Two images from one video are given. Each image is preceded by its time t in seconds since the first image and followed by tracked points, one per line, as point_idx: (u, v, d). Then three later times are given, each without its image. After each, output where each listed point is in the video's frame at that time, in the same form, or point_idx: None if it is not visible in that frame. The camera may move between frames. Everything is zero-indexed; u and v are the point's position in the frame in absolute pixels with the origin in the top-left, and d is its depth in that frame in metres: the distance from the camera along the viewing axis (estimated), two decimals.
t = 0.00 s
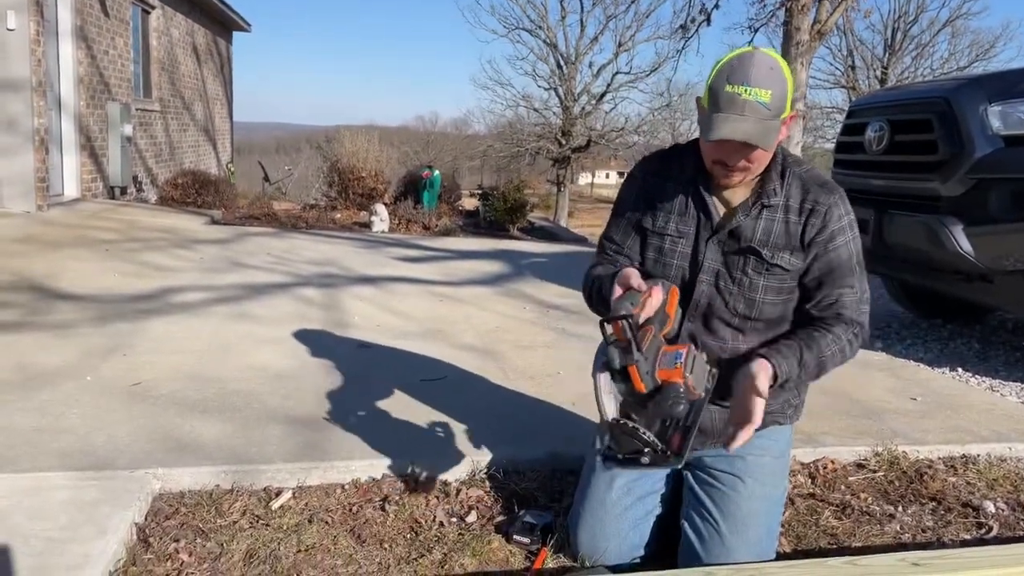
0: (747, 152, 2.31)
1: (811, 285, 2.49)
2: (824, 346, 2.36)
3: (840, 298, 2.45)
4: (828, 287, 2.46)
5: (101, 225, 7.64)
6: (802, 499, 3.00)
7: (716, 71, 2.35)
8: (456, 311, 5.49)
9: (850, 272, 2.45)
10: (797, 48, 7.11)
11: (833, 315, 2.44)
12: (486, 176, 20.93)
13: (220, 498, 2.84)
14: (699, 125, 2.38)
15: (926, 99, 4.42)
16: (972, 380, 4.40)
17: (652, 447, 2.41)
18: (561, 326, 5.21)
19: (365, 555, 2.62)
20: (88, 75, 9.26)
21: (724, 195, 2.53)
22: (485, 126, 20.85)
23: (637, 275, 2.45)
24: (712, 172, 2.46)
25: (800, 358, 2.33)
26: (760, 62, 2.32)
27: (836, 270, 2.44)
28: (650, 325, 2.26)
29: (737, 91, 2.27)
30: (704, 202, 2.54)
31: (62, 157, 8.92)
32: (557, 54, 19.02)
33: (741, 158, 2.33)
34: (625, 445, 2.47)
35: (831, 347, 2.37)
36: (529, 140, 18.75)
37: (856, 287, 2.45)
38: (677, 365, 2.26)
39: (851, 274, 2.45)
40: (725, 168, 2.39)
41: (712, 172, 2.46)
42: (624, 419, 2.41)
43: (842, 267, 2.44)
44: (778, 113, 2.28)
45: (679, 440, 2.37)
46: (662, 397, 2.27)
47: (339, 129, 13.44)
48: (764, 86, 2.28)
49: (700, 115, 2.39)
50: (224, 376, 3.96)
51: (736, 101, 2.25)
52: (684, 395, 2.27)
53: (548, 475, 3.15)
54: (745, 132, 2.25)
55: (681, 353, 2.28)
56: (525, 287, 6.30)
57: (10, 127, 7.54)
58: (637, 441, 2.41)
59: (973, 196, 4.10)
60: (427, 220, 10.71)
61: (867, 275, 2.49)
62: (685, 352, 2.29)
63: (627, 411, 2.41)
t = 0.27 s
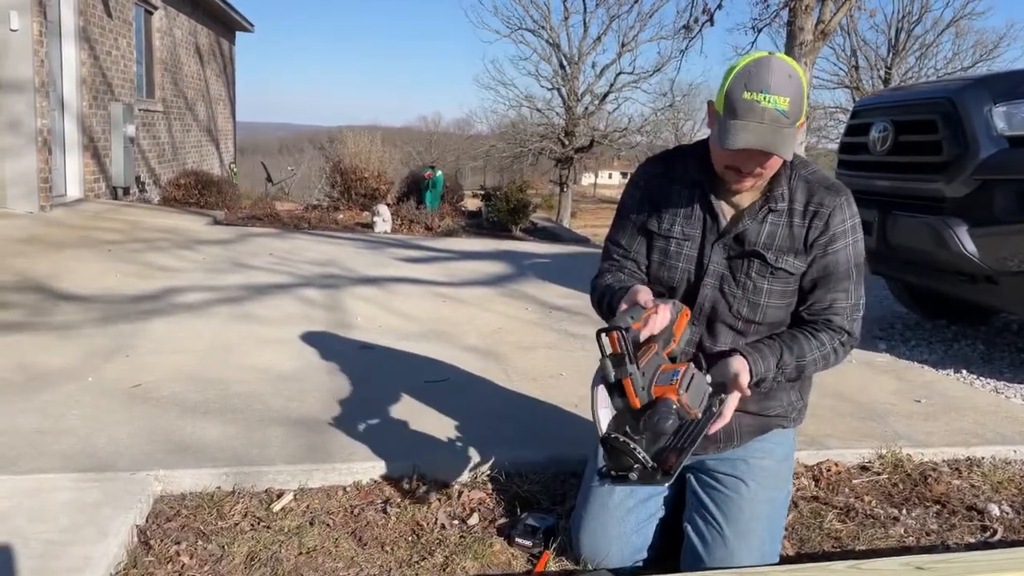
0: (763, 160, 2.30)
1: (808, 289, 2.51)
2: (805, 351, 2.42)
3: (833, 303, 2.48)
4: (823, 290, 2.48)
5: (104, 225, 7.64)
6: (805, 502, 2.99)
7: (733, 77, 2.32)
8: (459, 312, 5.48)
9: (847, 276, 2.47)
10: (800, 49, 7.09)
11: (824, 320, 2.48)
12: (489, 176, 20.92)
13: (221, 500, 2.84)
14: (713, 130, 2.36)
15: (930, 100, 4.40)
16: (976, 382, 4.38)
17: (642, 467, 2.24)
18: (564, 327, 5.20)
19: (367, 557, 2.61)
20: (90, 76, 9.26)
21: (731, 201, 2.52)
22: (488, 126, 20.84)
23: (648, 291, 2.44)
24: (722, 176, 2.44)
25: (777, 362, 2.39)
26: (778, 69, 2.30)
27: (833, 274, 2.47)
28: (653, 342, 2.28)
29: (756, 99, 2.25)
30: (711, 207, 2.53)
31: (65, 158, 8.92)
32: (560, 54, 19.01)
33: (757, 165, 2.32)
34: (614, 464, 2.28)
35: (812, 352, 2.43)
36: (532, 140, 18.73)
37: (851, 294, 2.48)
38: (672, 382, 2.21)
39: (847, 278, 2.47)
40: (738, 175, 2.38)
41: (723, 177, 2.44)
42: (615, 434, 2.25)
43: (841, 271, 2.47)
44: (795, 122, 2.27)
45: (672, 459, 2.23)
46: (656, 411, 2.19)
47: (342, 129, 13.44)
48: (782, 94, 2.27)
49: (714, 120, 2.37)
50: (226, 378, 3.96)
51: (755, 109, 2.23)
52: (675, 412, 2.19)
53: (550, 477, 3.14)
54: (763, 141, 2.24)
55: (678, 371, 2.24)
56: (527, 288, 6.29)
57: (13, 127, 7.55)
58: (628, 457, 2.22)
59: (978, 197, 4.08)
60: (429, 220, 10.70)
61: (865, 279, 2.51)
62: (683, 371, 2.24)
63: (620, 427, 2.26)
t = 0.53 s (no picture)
0: (773, 163, 2.30)
1: (810, 290, 2.50)
2: (801, 348, 2.42)
3: (832, 304, 2.47)
4: (821, 291, 2.48)
5: (108, 226, 7.66)
6: (809, 503, 2.98)
7: (743, 78, 2.32)
8: (461, 312, 5.48)
9: (847, 278, 2.47)
10: (803, 49, 7.09)
11: (822, 320, 2.47)
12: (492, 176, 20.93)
13: (224, 501, 2.84)
14: (723, 131, 2.35)
15: (933, 100, 4.39)
16: (980, 383, 4.37)
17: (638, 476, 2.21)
18: (566, 328, 5.20)
19: (369, 559, 2.61)
20: (94, 77, 9.28)
21: (736, 202, 2.53)
22: (490, 127, 20.84)
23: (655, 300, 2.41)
24: (730, 178, 2.44)
25: (771, 356, 2.39)
26: (789, 71, 2.30)
27: (832, 275, 2.46)
28: (656, 351, 2.29)
29: (767, 101, 2.25)
30: (716, 209, 2.53)
31: (69, 158, 8.94)
32: (563, 55, 19.02)
33: (765, 168, 2.32)
34: (613, 471, 2.26)
35: (808, 348, 2.42)
36: (534, 140, 18.73)
37: (853, 295, 2.48)
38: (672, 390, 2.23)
39: (847, 280, 2.47)
40: (747, 177, 2.38)
41: (730, 178, 2.44)
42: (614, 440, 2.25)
43: (844, 273, 2.46)
44: (805, 126, 2.27)
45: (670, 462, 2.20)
46: (654, 416, 2.19)
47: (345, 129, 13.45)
48: (793, 97, 2.28)
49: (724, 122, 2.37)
50: (229, 378, 3.96)
51: (767, 111, 2.23)
52: (674, 419, 2.19)
53: (552, 478, 3.14)
54: (773, 143, 2.24)
55: (679, 380, 2.26)
56: (530, 289, 6.29)
57: (17, 128, 7.56)
58: (625, 464, 2.20)
59: (982, 198, 4.07)
60: (432, 221, 10.70)
61: (865, 282, 2.50)
62: (684, 380, 2.26)
63: (618, 434, 2.26)
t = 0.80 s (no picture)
0: (774, 162, 2.30)
1: (815, 289, 2.50)
2: (812, 346, 2.42)
3: (841, 303, 2.47)
4: (826, 289, 2.48)
5: (110, 226, 7.67)
6: (810, 503, 2.98)
7: (745, 76, 2.32)
8: (463, 312, 5.49)
9: (853, 276, 2.46)
10: (805, 49, 7.08)
11: (830, 318, 2.47)
12: (494, 177, 20.93)
13: (225, 501, 2.84)
14: (724, 130, 2.35)
15: (935, 100, 4.38)
16: (981, 383, 4.37)
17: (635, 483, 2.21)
18: (568, 328, 5.20)
19: (370, 559, 2.61)
20: (97, 77, 9.29)
21: (736, 203, 2.53)
22: (493, 127, 20.84)
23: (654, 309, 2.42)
24: (731, 177, 2.44)
25: (781, 355, 2.40)
26: (792, 70, 2.30)
27: (836, 273, 2.46)
28: (656, 359, 2.28)
29: (769, 100, 2.25)
30: (716, 210, 2.54)
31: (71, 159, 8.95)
32: (565, 55, 19.02)
33: (766, 168, 2.32)
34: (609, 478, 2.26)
35: (818, 348, 2.42)
36: (536, 140, 18.74)
37: (859, 292, 2.47)
38: (671, 399, 2.23)
39: (851, 277, 2.46)
40: (748, 176, 2.38)
41: (731, 179, 2.44)
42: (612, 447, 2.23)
43: (849, 270, 2.46)
44: (807, 125, 2.27)
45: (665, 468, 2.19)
46: (654, 424, 2.19)
47: (348, 130, 13.46)
48: (795, 96, 2.28)
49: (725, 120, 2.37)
50: (231, 378, 3.97)
51: (768, 111, 2.23)
52: (673, 428, 2.19)
53: (553, 479, 3.14)
54: (775, 142, 2.24)
55: (678, 389, 2.26)
56: (531, 289, 6.29)
57: (20, 128, 7.57)
58: (620, 471, 2.20)
59: (984, 198, 4.07)
60: (434, 221, 10.70)
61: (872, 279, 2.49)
62: (683, 389, 2.26)
63: (615, 441, 2.25)
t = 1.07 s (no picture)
0: (774, 157, 2.30)
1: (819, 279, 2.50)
2: (819, 336, 2.41)
3: (843, 289, 2.46)
4: (830, 275, 2.47)
5: (112, 226, 7.68)
6: (811, 503, 2.98)
7: (740, 73, 2.32)
8: (465, 312, 5.49)
9: (854, 261, 2.46)
10: (806, 48, 7.09)
11: (835, 305, 2.46)
12: (495, 176, 20.93)
13: (227, 501, 2.84)
14: (722, 127, 2.35)
15: (937, 100, 4.38)
16: (983, 383, 4.36)
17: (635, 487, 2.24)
18: (569, 328, 5.20)
19: (371, 558, 2.61)
20: (98, 77, 9.30)
21: (737, 201, 2.53)
22: (494, 127, 20.85)
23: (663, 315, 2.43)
24: (730, 175, 2.44)
25: (794, 354, 2.40)
26: (785, 65, 2.31)
27: (838, 260, 2.45)
28: (666, 369, 2.25)
29: (765, 95, 2.25)
30: (714, 208, 2.54)
31: (73, 159, 8.96)
32: (566, 55, 19.02)
33: (766, 163, 2.33)
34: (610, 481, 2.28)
35: (830, 339, 2.41)
36: (538, 140, 18.75)
37: (862, 278, 2.47)
38: (681, 412, 2.19)
39: (854, 263, 2.46)
40: (748, 172, 2.37)
41: (730, 177, 2.45)
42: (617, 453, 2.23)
43: (850, 256, 2.46)
44: (804, 118, 2.28)
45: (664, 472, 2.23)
46: (662, 436, 2.15)
47: (349, 129, 13.46)
48: (791, 90, 2.28)
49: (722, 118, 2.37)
50: (233, 377, 3.97)
51: (766, 105, 2.23)
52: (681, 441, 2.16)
53: (555, 478, 3.15)
54: (774, 136, 2.24)
55: (687, 403, 2.23)
56: (532, 289, 6.29)
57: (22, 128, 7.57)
58: (622, 475, 2.22)
59: (985, 198, 4.07)
60: (435, 221, 10.70)
61: (874, 264, 2.49)
62: (693, 403, 2.24)
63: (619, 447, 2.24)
